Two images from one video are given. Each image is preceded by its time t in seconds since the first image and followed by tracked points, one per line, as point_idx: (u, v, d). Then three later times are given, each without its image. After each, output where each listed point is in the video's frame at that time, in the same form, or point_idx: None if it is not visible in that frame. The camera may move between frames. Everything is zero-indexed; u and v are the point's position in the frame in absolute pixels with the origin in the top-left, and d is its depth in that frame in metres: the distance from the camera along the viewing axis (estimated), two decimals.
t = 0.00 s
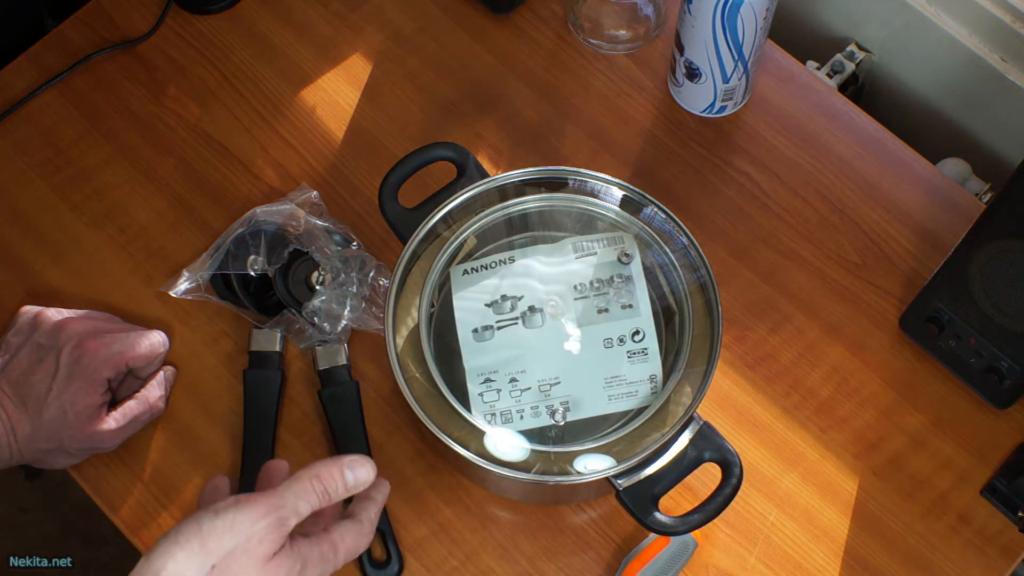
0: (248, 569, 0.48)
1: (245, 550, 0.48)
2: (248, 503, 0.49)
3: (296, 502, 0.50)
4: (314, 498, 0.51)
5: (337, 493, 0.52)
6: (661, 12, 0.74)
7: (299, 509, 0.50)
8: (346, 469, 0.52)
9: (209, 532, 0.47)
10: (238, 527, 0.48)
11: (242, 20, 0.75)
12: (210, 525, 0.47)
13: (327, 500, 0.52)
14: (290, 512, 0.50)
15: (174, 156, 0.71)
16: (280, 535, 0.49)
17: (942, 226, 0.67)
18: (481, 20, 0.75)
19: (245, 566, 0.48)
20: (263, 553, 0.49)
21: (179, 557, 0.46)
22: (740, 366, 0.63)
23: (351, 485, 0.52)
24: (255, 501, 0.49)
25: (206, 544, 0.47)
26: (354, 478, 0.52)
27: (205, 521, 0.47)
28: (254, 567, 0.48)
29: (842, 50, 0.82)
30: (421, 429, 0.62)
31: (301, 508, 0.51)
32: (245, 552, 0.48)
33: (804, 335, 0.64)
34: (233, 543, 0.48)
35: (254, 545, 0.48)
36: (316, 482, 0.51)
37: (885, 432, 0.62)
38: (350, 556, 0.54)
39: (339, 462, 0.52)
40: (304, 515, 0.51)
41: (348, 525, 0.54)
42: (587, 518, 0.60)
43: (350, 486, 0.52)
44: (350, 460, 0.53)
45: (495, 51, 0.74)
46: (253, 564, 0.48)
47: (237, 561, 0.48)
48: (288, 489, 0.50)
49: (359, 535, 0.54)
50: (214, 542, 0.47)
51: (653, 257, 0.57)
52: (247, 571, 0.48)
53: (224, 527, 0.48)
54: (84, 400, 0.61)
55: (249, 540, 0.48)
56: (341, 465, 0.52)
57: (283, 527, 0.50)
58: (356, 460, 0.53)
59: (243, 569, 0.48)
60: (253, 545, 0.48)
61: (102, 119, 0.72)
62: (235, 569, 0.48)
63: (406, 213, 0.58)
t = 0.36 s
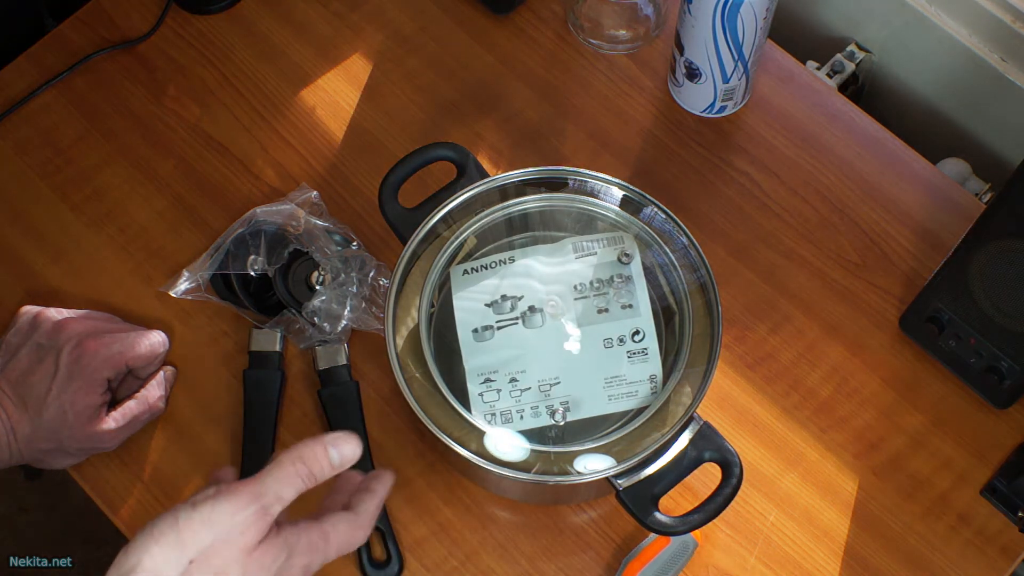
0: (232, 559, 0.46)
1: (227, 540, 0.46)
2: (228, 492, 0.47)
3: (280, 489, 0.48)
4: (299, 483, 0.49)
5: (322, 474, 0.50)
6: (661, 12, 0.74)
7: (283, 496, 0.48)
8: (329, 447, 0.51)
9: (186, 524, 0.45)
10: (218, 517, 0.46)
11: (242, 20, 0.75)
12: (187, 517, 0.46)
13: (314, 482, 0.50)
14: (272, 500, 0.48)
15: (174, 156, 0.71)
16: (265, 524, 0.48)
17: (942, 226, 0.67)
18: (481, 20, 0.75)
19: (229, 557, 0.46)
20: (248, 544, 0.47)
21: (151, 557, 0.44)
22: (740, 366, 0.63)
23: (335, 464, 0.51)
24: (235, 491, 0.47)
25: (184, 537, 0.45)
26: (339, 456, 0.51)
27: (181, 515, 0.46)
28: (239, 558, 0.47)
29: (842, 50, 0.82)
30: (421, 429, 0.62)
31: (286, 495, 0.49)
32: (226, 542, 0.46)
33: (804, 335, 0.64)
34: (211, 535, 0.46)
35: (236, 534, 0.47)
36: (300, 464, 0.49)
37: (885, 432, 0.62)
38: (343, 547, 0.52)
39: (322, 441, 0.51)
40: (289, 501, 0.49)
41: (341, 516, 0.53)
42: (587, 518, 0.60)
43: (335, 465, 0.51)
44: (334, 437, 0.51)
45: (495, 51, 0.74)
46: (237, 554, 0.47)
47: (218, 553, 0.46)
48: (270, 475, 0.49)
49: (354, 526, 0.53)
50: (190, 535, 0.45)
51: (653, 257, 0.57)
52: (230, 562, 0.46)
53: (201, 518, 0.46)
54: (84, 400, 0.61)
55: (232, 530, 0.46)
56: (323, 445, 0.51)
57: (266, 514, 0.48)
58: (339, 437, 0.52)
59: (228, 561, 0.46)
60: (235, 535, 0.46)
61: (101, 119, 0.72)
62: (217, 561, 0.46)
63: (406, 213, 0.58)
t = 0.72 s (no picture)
0: None
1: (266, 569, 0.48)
2: (271, 520, 0.49)
3: (323, 519, 0.50)
4: (343, 513, 0.50)
5: (370, 506, 0.51)
6: (661, 12, 0.74)
7: (325, 526, 0.50)
8: (379, 480, 0.51)
9: (225, 549, 0.47)
10: (259, 545, 0.48)
11: (242, 20, 0.75)
12: (228, 541, 0.48)
13: (361, 514, 0.51)
14: (315, 530, 0.49)
15: (174, 156, 0.71)
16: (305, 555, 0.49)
17: (942, 226, 0.67)
18: (480, 20, 0.75)
19: None
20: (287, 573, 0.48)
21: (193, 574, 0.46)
22: (740, 366, 0.63)
23: (383, 497, 0.51)
24: (279, 519, 0.49)
25: (222, 561, 0.47)
26: (387, 489, 0.51)
27: (222, 539, 0.48)
28: None
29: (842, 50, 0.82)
30: (421, 429, 0.62)
31: (328, 524, 0.50)
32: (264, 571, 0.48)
33: (804, 334, 0.64)
34: (250, 562, 0.47)
35: (275, 563, 0.48)
36: (347, 495, 0.50)
37: (886, 432, 0.62)
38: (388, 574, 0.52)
39: (372, 474, 0.51)
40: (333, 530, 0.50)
41: (386, 541, 0.53)
42: (587, 518, 0.60)
43: (382, 498, 0.51)
44: (384, 470, 0.52)
45: (495, 51, 0.74)
46: None
47: None
48: (315, 506, 0.50)
49: (397, 552, 0.52)
50: (229, 560, 0.47)
51: (653, 257, 0.57)
52: None
53: (242, 545, 0.48)
54: (84, 400, 0.61)
55: (272, 558, 0.48)
56: (374, 477, 0.51)
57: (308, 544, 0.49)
58: (393, 472, 0.52)
59: None
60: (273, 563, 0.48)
61: (101, 119, 0.72)
62: None
63: (406, 213, 0.58)
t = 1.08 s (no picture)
0: None
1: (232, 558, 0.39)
2: (232, 500, 0.39)
3: (297, 500, 0.39)
4: (321, 492, 0.39)
5: (357, 479, 0.39)
6: (661, 11, 0.74)
7: (299, 507, 0.39)
8: (364, 445, 0.39)
9: (181, 535, 0.38)
10: (220, 530, 0.38)
11: (242, 20, 0.75)
12: (182, 528, 0.38)
13: (347, 488, 0.39)
14: (287, 513, 0.39)
15: (174, 156, 0.71)
16: (279, 539, 0.39)
17: (942, 226, 0.67)
18: (481, 20, 0.75)
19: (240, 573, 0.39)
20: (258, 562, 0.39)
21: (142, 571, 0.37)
22: (740, 367, 0.63)
23: (375, 468, 0.39)
24: (244, 499, 0.39)
25: (177, 551, 0.38)
26: (374, 458, 0.39)
27: (177, 524, 0.39)
28: (248, 574, 0.39)
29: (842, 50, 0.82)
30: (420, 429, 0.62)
31: (303, 508, 0.39)
32: (230, 560, 0.39)
33: (804, 334, 0.64)
34: (213, 551, 0.38)
35: (242, 551, 0.39)
36: (326, 467, 0.38)
37: (886, 432, 0.62)
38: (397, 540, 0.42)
39: (355, 439, 0.39)
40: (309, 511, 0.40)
41: (395, 500, 0.42)
42: (587, 518, 0.60)
43: (370, 471, 0.39)
44: (370, 432, 0.39)
45: (495, 51, 0.74)
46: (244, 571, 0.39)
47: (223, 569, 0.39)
48: (285, 484, 0.39)
49: (410, 511, 0.42)
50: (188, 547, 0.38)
51: (653, 257, 0.57)
52: None
53: (202, 531, 0.38)
54: (84, 400, 0.61)
55: (239, 547, 0.39)
56: (360, 445, 0.39)
57: (279, 528, 0.39)
58: (383, 437, 0.39)
59: None
60: (240, 551, 0.39)
61: (101, 119, 0.72)
62: None
63: (406, 213, 0.58)
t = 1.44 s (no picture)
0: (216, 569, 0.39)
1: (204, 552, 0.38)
2: (212, 490, 0.40)
3: (275, 489, 0.39)
4: (299, 483, 0.39)
5: (335, 471, 0.39)
6: (661, 11, 0.74)
7: (274, 500, 0.39)
8: (341, 438, 0.39)
9: (157, 526, 0.38)
10: (195, 521, 0.38)
11: (243, 20, 0.75)
12: (158, 517, 0.39)
13: (326, 481, 0.40)
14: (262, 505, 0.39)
15: (174, 156, 0.71)
16: (254, 530, 0.39)
17: (942, 226, 0.67)
18: (481, 20, 0.75)
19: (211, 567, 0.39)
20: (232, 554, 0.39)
21: (114, 563, 0.37)
22: (740, 367, 0.63)
23: (352, 460, 0.39)
24: (222, 490, 0.39)
25: (152, 541, 0.38)
26: (352, 452, 0.39)
27: (155, 512, 0.39)
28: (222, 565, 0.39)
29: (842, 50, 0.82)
30: (420, 429, 0.62)
31: (280, 500, 0.40)
32: (199, 554, 0.38)
33: (804, 334, 0.64)
34: (181, 546, 0.38)
35: (211, 546, 0.39)
36: (303, 461, 0.39)
37: (886, 432, 0.62)
38: (384, 540, 0.43)
39: (333, 432, 0.39)
40: (286, 503, 0.40)
41: (385, 503, 0.43)
42: (587, 519, 0.60)
43: (349, 464, 0.39)
44: (348, 424, 0.39)
45: (495, 51, 0.74)
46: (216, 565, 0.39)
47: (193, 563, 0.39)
48: (265, 472, 0.39)
49: (396, 515, 0.43)
50: (157, 540, 0.38)
51: (653, 257, 0.57)
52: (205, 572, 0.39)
53: (174, 522, 0.38)
54: (84, 400, 0.61)
55: (209, 538, 0.39)
56: (335, 439, 0.39)
57: (253, 522, 0.39)
58: (359, 426, 0.39)
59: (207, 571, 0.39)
60: (210, 546, 0.39)
61: (101, 119, 0.72)
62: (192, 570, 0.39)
63: (406, 213, 0.58)
